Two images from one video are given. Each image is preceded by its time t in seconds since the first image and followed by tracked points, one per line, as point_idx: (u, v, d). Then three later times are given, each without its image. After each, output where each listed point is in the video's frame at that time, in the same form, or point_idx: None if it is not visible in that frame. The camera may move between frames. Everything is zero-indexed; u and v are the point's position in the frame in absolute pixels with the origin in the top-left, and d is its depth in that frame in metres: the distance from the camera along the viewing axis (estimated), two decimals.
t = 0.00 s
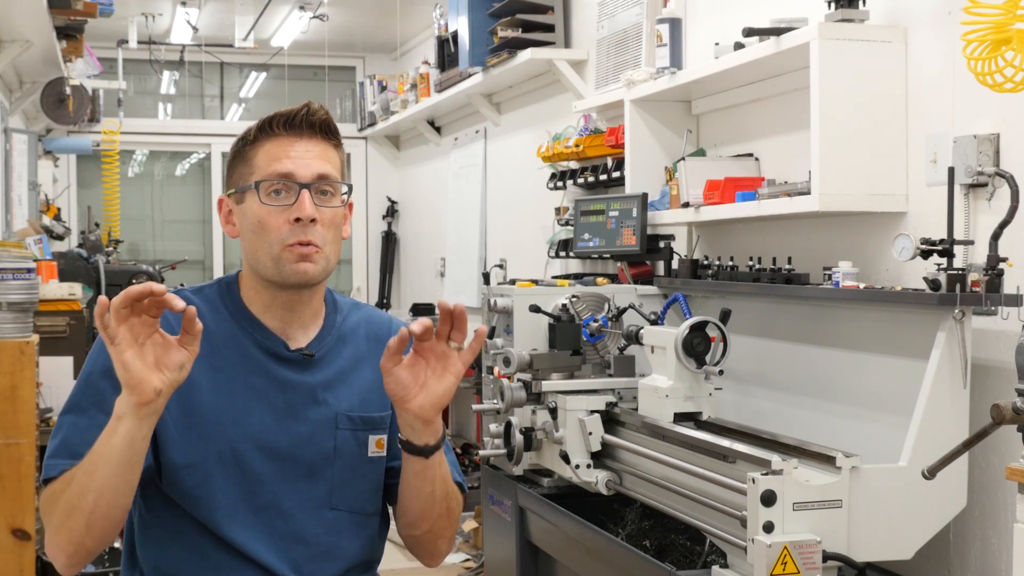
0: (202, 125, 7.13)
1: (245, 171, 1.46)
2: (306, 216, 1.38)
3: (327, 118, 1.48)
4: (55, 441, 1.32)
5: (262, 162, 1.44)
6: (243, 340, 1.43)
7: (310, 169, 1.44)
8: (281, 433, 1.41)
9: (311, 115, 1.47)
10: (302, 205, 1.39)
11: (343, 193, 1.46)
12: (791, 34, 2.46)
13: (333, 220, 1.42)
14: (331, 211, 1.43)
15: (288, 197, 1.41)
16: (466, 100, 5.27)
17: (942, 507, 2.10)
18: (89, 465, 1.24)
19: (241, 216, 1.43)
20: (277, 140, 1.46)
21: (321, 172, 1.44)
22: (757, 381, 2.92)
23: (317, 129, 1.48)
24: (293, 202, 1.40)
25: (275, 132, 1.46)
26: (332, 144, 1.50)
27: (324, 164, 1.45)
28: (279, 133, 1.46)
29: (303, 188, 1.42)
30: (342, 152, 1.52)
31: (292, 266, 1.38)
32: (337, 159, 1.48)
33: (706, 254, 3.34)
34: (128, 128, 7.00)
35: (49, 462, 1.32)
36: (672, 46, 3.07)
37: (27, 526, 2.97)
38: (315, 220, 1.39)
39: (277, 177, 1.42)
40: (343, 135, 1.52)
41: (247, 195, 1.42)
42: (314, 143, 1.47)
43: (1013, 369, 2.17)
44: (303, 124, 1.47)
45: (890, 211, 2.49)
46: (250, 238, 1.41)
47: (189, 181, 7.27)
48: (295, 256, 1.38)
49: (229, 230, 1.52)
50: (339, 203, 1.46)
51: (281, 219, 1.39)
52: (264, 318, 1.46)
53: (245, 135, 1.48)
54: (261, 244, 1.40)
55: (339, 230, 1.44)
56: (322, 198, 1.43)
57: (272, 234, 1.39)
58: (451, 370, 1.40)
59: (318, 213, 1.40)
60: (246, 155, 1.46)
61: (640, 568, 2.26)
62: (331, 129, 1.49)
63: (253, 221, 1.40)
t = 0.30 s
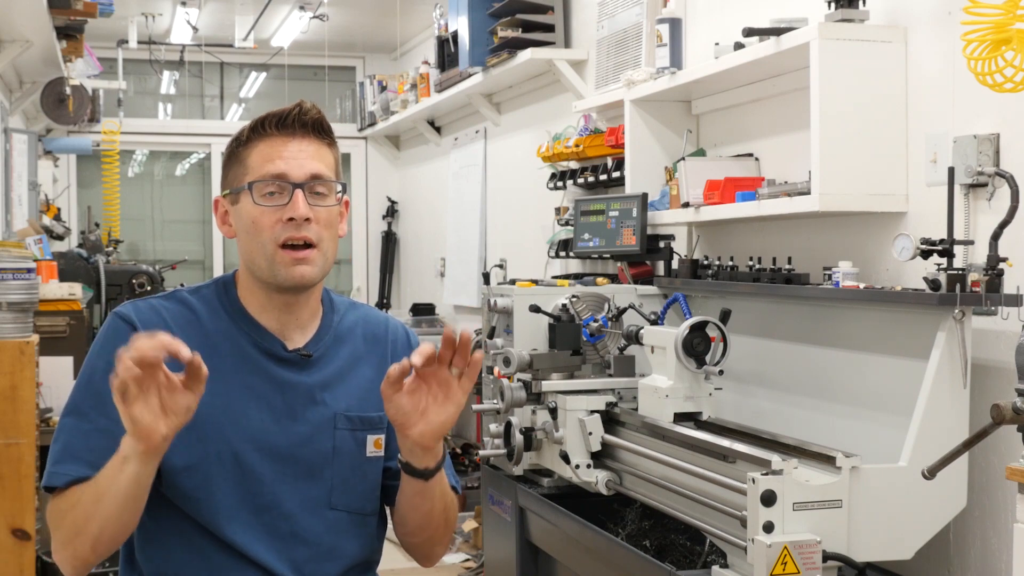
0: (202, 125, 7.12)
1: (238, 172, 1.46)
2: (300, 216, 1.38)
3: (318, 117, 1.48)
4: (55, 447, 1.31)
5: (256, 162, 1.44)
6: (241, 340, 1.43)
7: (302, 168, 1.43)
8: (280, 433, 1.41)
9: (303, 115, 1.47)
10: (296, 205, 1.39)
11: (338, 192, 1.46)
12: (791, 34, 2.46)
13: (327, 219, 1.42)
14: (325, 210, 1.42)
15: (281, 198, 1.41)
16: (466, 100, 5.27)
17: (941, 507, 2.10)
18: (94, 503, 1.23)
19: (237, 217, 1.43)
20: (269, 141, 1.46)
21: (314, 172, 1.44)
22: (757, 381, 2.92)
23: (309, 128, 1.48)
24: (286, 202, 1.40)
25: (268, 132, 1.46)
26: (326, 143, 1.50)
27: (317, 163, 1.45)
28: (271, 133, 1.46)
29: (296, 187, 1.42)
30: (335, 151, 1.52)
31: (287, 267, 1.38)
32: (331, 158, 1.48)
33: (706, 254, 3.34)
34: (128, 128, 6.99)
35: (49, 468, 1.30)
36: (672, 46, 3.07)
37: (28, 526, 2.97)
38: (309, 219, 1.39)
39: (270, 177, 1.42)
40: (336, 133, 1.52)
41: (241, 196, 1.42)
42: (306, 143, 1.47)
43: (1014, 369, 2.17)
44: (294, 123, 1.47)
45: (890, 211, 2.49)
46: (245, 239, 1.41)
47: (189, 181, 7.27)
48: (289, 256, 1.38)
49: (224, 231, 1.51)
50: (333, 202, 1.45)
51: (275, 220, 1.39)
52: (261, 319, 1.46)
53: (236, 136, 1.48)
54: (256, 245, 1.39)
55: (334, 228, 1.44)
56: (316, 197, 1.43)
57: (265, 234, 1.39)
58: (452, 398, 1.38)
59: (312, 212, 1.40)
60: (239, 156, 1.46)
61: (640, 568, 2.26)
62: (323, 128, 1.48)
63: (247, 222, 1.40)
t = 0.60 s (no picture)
0: (202, 125, 7.10)
1: (220, 176, 1.46)
2: (282, 210, 1.39)
3: (290, 109, 1.46)
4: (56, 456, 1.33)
5: (234, 164, 1.43)
6: (242, 343, 1.44)
7: (281, 162, 1.42)
8: (280, 437, 1.41)
9: (275, 110, 1.46)
10: (277, 200, 1.39)
11: (322, 182, 1.46)
12: (791, 34, 2.46)
13: (312, 209, 1.42)
14: (309, 202, 1.42)
15: (263, 194, 1.41)
16: (466, 100, 5.27)
17: (941, 507, 2.10)
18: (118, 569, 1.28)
19: (225, 220, 1.44)
20: (245, 141, 1.44)
21: (294, 164, 1.43)
22: (757, 381, 2.92)
23: (284, 123, 1.46)
24: (268, 198, 1.41)
25: (241, 133, 1.45)
26: (303, 134, 1.48)
27: (295, 155, 1.44)
28: (246, 132, 1.45)
29: (277, 183, 1.41)
30: (316, 141, 1.51)
31: (277, 260, 1.39)
32: (310, 148, 1.46)
33: (706, 254, 3.34)
34: (128, 128, 6.99)
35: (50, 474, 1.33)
36: (672, 46, 3.07)
37: (28, 526, 2.97)
38: (292, 212, 1.39)
39: (249, 176, 1.42)
40: (312, 124, 1.50)
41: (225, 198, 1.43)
42: (283, 136, 1.46)
43: (1014, 369, 2.17)
44: (267, 119, 1.45)
45: (890, 211, 2.49)
46: (235, 240, 1.42)
47: (189, 181, 7.27)
48: (278, 249, 1.39)
49: (217, 237, 1.51)
50: (318, 191, 1.45)
51: (259, 216, 1.40)
52: (261, 319, 1.46)
53: (215, 140, 1.47)
54: (244, 244, 1.40)
55: (321, 217, 1.44)
56: (298, 189, 1.43)
57: (253, 233, 1.40)
58: None
59: (294, 204, 1.40)
60: (219, 159, 1.46)
61: (639, 569, 2.26)
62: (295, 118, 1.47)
63: (234, 223, 1.41)
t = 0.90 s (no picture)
0: (202, 125, 7.09)
1: (212, 181, 1.45)
2: (275, 213, 1.38)
3: (278, 110, 1.45)
4: (68, 463, 1.32)
5: (226, 168, 1.42)
6: (243, 344, 1.43)
7: (272, 165, 1.42)
8: (281, 437, 1.41)
9: (263, 112, 1.45)
10: (270, 203, 1.39)
11: (315, 183, 1.45)
12: (791, 34, 2.46)
13: (306, 210, 1.42)
14: (303, 203, 1.42)
15: (256, 198, 1.41)
16: (466, 101, 5.27)
17: (941, 507, 2.10)
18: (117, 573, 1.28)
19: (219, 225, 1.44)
20: (236, 145, 1.44)
21: (285, 167, 1.43)
22: (757, 381, 2.92)
23: (273, 124, 1.45)
24: (261, 201, 1.40)
25: (230, 137, 1.44)
26: (295, 134, 1.47)
27: (286, 156, 1.43)
28: (236, 137, 1.44)
29: (269, 186, 1.41)
30: (308, 140, 1.50)
31: (273, 264, 1.38)
32: (301, 148, 1.46)
33: (705, 254, 3.34)
34: (128, 128, 6.99)
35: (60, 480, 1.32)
36: (672, 47, 3.07)
37: (28, 527, 2.97)
38: (285, 214, 1.39)
39: (241, 180, 1.41)
40: (303, 124, 1.49)
41: (218, 204, 1.43)
42: (273, 138, 1.45)
43: (1013, 369, 2.17)
44: (256, 121, 1.44)
45: (890, 211, 2.49)
46: (231, 244, 1.42)
47: (189, 181, 7.27)
48: (274, 254, 1.39)
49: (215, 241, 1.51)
50: (312, 191, 1.45)
51: (253, 220, 1.39)
52: (260, 319, 1.45)
53: (207, 146, 1.47)
54: (240, 249, 1.40)
55: (316, 218, 1.44)
56: (291, 191, 1.43)
57: (247, 237, 1.39)
58: None
59: (287, 206, 1.40)
60: (211, 165, 1.45)
61: (639, 568, 2.26)
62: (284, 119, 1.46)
63: (229, 228, 1.41)
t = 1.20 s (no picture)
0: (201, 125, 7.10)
1: (197, 189, 1.44)
2: (262, 219, 1.37)
3: (257, 113, 1.44)
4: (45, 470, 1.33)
5: (210, 177, 1.41)
6: (237, 344, 1.43)
7: (255, 170, 1.41)
8: (278, 436, 1.41)
9: (243, 117, 1.43)
10: (256, 210, 1.38)
11: (300, 186, 1.44)
12: (791, 34, 2.46)
13: (293, 214, 1.41)
14: (289, 207, 1.41)
15: (242, 205, 1.40)
16: (466, 100, 5.27)
17: (941, 507, 2.10)
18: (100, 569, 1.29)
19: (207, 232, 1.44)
20: (218, 152, 1.42)
21: (269, 171, 1.42)
22: (757, 381, 2.92)
23: (254, 128, 1.44)
24: (247, 208, 1.39)
25: (212, 144, 1.43)
26: (276, 136, 1.46)
27: (268, 160, 1.42)
28: (217, 144, 1.43)
29: (254, 192, 1.40)
30: (290, 142, 1.48)
31: (263, 270, 1.38)
32: (284, 151, 1.44)
33: (706, 254, 3.34)
34: (128, 128, 6.99)
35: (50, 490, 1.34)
36: (672, 46, 3.08)
37: (28, 526, 2.97)
38: (272, 220, 1.38)
39: (225, 188, 1.40)
40: (283, 126, 1.48)
41: (204, 212, 1.42)
42: (254, 142, 1.44)
43: (1014, 369, 2.17)
44: (236, 126, 1.43)
45: (890, 211, 2.49)
46: (220, 252, 1.41)
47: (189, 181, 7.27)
48: (263, 260, 1.38)
49: (203, 248, 1.50)
50: (297, 194, 1.44)
51: (240, 228, 1.38)
52: (254, 321, 1.45)
53: (189, 154, 1.46)
54: (228, 256, 1.39)
55: (304, 220, 1.43)
56: (276, 195, 1.42)
57: (235, 244, 1.38)
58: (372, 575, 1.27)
59: (273, 212, 1.39)
60: (194, 173, 1.44)
61: (639, 568, 2.27)
62: (264, 122, 1.44)
63: (217, 236, 1.40)
